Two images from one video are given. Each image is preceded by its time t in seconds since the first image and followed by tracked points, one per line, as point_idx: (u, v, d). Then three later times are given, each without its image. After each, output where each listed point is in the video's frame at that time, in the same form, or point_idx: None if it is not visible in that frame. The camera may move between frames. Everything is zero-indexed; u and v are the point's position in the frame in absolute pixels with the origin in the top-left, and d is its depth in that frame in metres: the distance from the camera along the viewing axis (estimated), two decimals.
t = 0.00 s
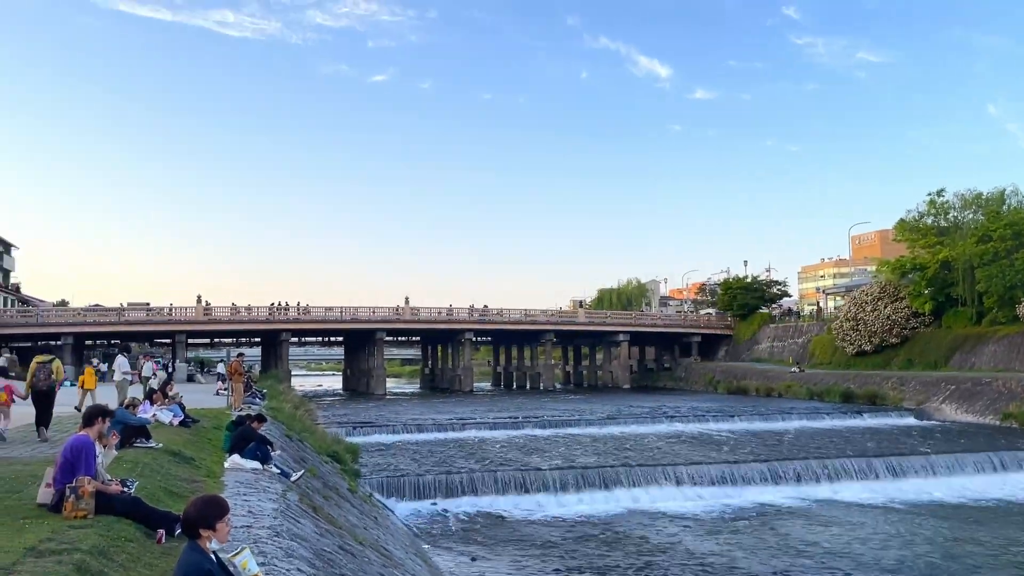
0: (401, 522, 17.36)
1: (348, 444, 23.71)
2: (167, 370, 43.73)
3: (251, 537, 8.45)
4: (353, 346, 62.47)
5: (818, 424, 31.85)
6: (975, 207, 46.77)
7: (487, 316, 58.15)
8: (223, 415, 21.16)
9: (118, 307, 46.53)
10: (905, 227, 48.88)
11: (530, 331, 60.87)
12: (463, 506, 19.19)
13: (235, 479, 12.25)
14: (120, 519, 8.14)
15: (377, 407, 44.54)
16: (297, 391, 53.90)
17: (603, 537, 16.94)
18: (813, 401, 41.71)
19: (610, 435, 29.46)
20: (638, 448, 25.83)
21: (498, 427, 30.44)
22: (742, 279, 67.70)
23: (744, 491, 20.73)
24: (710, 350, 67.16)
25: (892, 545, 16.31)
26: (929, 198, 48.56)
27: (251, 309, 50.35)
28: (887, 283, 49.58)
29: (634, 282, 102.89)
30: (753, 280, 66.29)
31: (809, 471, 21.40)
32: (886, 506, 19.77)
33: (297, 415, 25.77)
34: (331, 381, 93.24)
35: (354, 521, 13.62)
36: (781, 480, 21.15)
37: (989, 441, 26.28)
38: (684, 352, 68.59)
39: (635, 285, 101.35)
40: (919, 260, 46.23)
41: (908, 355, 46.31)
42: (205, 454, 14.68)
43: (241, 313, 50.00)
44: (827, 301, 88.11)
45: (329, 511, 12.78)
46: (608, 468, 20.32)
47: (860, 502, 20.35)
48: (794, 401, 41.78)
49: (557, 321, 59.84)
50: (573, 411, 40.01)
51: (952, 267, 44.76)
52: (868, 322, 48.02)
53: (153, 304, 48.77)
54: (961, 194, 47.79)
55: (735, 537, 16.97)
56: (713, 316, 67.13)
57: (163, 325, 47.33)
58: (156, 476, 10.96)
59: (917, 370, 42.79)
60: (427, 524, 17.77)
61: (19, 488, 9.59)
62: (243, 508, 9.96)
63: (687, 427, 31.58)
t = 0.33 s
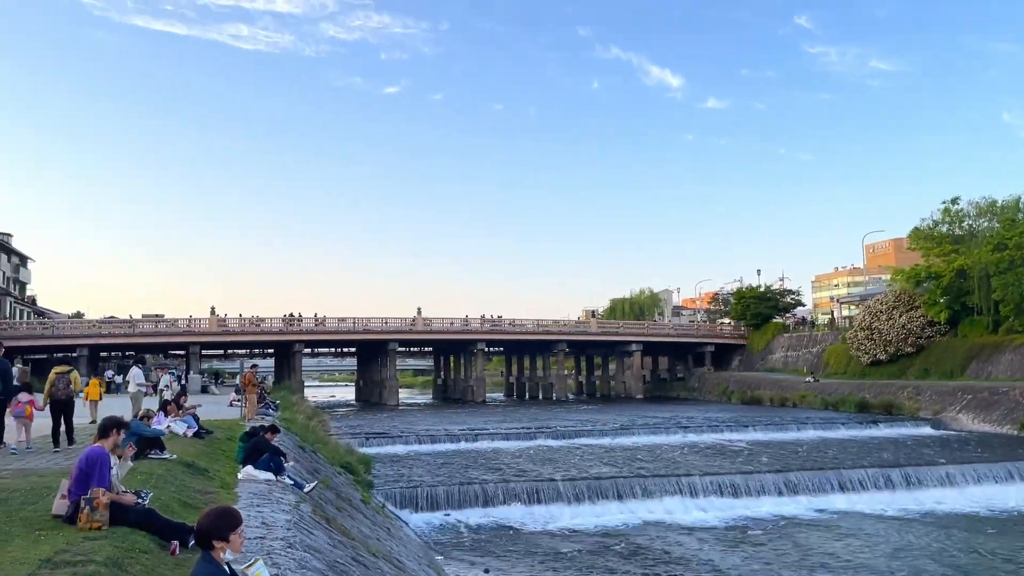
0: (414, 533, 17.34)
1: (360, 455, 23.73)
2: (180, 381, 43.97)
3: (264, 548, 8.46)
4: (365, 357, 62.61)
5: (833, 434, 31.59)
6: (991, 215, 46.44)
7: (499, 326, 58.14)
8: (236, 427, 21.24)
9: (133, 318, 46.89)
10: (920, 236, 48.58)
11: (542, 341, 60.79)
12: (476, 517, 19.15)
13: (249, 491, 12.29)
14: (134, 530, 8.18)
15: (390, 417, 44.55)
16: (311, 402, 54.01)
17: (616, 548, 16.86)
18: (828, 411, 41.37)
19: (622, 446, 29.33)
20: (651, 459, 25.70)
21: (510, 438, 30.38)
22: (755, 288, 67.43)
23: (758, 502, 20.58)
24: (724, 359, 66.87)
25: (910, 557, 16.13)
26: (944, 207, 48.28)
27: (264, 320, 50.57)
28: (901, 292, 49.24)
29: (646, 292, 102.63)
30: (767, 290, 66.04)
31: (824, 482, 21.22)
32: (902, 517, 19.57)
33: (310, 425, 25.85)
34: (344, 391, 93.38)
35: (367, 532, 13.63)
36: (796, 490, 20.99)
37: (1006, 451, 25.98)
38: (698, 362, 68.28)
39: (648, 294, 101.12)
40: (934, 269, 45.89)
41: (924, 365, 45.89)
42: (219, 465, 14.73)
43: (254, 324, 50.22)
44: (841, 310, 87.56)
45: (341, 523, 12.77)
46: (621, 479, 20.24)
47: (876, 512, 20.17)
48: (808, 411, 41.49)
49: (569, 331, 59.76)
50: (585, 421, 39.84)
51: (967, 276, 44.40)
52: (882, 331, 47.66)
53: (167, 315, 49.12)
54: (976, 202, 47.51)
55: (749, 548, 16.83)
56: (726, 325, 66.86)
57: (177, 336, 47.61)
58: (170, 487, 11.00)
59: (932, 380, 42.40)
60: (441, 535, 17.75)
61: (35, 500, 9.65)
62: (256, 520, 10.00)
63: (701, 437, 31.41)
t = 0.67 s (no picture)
0: (423, 541, 17.34)
1: (369, 463, 23.75)
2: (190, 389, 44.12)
3: (274, 557, 8.47)
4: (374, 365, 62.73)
5: (844, 441, 31.41)
6: (1001, 220, 46.19)
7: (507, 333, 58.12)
8: (246, 434, 21.30)
9: (144, 326, 47.16)
10: (930, 241, 48.35)
11: (551, 348, 60.72)
12: (485, 525, 19.12)
13: (258, 499, 12.31)
14: (144, 538, 8.22)
15: (399, 425, 44.55)
16: (320, 409, 54.08)
17: (625, 555, 16.82)
18: (838, 418, 41.15)
19: (631, 453, 29.25)
20: (661, 466, 25.60)
21: (519, 445, 30.36)
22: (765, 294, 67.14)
23: (768, 509, 20.47)
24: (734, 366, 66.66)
25: (921, 565, 16.00)
26: (954, 212, 48.06)
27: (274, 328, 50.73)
28: (911, 298, 48.98)
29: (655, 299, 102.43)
30: (777, 296, 65.75)
31: (834, 489, 21.07)
32: (914, 525, 19.42)
33: (319, 433, 25.91)
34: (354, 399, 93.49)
35: (376, 539, 13.65)
36: (806, 498, 20.87)
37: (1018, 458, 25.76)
38: (707, 368, 68.06)
39: (657, 301, 100.88)
40: (944, 274, 45.63)
41: (936, 371, 45.63)
42: (229, 472, 14.78)
43: (263, 332, 50.37)
44: (852, 315, 87.05)
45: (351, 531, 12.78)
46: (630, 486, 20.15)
47: (887, 520, 20.03)
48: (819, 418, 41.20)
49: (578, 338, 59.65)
50: (594, 428, 39.73)
51: (979, 281, 44.09)
52: (893, 337, 47.39)
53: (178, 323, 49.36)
54: (987, 208, 47.28)
55: (760, 556, 16.73)
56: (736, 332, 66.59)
57: (187, 344, 47.83)
58: (180, 495, 11.04)
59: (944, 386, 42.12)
60: (450, 542, 17.75)
61: (46, 508, 9.70)
62: (266, 528, 10.00)
63: (710, 444, 31.26)
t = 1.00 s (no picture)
0: (429, 546, 17.33)
1: (375, 467, 23.74)
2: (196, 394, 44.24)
3: (280, 562, 8.48)
4: (380, 370, 62.81)
5: (851, 446, 31.28)
6: (1009, 223, 46.01)
7: (513, 338, 58.11)
8: (252, 440, 21.33)
9: (150, 332, 47.33)
10: (937, 244, 48.21)
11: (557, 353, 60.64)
12: (491, 530, 19.10)
13: (264, 504, 12.31)
14: (150, 543, 8.25)
15: (405, 430, 44.52)
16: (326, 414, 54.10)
17: (632, 560, 16.79)
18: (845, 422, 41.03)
19: (637, 458, 29.17)
20: (667, 471, 25.52)
21: (525, 450, 30.32)
22: (771, 298, 67.00)
23: (775, 514, 20.39)
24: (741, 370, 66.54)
25: (930, 570, 15.89)
26: (961, 215, 47.91)
27: (280, 333, 50.82)
28: (918, 301, 48.80)
29: (661, 303, 102.30)
30: (783, 300, 65.59)
31: (842, 494, 20.98)
32: (922, 529, 19.33)
33: (325, 438, 25.93)
34: (360, 404, 93.55)
35: (382, 544, 13.65)
36: (814, 502, 20.79)
37: None
38: (714, 372, 67.88)
39: (663, 305, 100.74)
40: (951, 277, 45.47)
41: (943, 375, 45.43)
42: (235, 478, 14.81)
43: (269, 337, 50.47)
44: (859, 319, 86.75)
45: (356, 535, 12.76)
46: (637, 491, 20.12)
47: (895, 524, 19.94)
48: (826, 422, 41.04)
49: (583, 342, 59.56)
50: (600, 433, 39.66)
51: (985, 284, 43.90)
52: (900, 341, 47.22)
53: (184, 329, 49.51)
54: (994, 211, 47.14)
55: (769, 561, 16.64)
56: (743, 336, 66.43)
57: (193, 349, 47.95)
58: (186, 500, 11.06)
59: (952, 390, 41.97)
60: (456, 547, 17.72)
61: (53, 513, 9.74)
62: (271, 533, 10.00)
63: (716, 448, 31.16)
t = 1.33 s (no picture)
0: (433, 547, 17.31)
1: (378, 469, 23.72)
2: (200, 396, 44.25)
3: (284, 564, 8.48)
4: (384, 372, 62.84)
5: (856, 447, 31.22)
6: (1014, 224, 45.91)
7: (517, 339, 58.05)
8: (255, 442, 21.33)
9: (155, 334, 47.39)
10: (941, 244, 48.15)
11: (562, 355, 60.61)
12: (495, 532, 19.10)
13: (268, 506, 12.31)
14: (154, 544, 8.26)
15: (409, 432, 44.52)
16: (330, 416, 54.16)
17: (636, 562, 16.76)
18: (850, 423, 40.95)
19: (641, 459, 29.15)
20: (670, 472, 25.50)
21: (528, 451, 30.31)
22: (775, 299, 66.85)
23: (780, 516, 20.35)
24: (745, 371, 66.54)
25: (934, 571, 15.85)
26: (965, 215, 47.81)
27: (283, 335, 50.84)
28: (922, 302, 48.71)
29: (665, 304, 102.22)
30: (787, 301, 65.43)
31: (847, 494, 20.93)
32: (928, 530, 19.28)
33: (329, 440, 25.93)
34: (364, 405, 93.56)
35: (386, 546, 13.64)
36: (819, 504, 20.74)
37: None
38: (718, 373, 67.76)
39: (666, 306, 100.65)
40: (956, 278, 45.38)
41: (948, 376, 45.28)
42: (239, 480, 14.81)
43: (273, 339, 50.51)
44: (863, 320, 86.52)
45: (361, 538, 12.78)
46: (640, 492, 20.10)
47: (901, 525, 19.89)
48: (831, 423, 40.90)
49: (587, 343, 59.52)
50: (604, 434, 39.68)
51: (990, 284, 43.79)
52: (904, 342, 47.10)
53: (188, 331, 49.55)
54: (998, 211, 47.07)
55: (773, 563, 16.61)
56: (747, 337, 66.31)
57: (197, 351, 47.98)
58: (189, 502, 11.07)
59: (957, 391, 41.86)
60: (460, 549, 17.70)
61: (57, 515, 9.77)
62: (275, 535, 10.01)
63: (720, 450, 31.11)
